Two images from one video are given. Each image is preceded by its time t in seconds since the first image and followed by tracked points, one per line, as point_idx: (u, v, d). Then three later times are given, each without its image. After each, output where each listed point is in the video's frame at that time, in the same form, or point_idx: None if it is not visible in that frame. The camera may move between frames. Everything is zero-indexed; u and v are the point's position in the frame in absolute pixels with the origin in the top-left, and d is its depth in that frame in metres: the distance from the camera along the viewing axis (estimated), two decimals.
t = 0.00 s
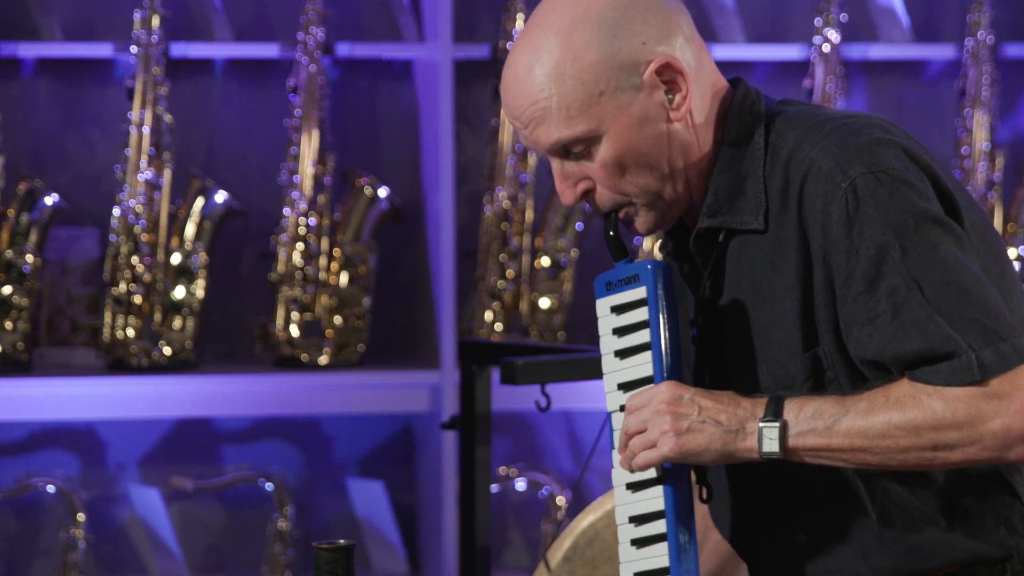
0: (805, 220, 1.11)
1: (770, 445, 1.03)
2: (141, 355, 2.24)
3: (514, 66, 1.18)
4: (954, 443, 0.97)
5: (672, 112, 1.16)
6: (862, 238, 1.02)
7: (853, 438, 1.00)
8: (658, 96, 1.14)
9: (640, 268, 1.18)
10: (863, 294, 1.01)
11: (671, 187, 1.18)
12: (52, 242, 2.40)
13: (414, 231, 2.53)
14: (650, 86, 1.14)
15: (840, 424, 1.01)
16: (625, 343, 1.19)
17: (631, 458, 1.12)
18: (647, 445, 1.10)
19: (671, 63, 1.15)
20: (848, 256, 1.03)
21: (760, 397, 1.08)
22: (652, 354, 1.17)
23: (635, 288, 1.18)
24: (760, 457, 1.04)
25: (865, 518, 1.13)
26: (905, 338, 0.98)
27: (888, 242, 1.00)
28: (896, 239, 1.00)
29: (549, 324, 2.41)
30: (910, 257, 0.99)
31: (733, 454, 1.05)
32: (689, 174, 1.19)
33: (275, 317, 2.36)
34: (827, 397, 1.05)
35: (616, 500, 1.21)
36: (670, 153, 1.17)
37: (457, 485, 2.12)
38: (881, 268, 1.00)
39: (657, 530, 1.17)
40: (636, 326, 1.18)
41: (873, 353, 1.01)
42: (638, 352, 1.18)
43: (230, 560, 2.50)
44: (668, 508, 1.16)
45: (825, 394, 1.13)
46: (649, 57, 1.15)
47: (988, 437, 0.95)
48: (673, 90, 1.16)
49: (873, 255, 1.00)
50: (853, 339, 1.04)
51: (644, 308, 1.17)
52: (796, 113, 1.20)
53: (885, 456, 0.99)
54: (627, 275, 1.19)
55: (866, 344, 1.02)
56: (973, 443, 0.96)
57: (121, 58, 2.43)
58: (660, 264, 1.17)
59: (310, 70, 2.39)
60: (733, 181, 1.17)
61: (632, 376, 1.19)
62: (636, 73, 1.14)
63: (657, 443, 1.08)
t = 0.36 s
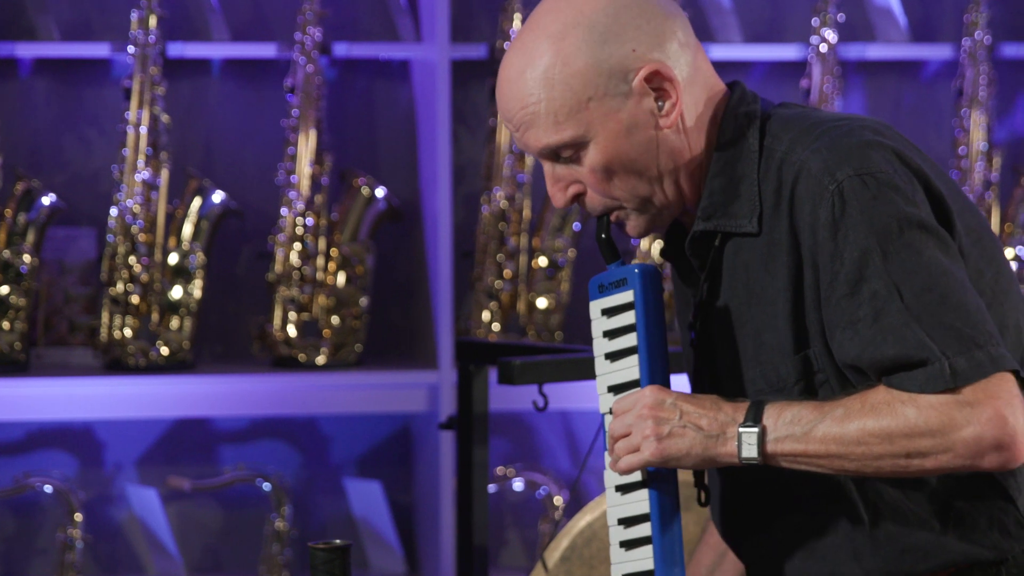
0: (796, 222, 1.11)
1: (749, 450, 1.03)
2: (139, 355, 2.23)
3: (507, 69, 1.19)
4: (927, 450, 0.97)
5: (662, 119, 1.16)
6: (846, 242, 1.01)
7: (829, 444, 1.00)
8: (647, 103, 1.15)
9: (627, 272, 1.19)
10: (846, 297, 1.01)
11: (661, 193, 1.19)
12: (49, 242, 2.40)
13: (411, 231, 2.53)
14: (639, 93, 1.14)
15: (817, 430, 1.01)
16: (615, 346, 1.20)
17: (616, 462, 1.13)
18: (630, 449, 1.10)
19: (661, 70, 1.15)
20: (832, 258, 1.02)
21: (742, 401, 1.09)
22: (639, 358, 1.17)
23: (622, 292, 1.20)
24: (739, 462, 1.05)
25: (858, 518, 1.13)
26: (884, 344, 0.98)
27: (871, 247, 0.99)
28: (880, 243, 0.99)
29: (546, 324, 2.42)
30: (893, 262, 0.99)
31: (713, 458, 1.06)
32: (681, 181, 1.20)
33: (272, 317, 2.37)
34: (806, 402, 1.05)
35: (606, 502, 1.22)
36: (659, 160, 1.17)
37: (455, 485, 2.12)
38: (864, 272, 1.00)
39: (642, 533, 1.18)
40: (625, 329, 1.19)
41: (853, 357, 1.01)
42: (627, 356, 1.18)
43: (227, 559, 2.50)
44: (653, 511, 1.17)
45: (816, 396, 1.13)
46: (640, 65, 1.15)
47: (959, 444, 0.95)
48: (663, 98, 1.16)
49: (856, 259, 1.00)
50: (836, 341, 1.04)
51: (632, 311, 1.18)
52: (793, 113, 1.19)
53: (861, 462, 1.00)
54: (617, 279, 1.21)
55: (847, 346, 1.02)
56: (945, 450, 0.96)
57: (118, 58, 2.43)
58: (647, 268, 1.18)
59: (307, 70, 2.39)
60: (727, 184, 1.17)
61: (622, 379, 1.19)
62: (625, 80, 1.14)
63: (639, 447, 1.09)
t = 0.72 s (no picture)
0: (780, 221, 1.14)
1: (735, 448, 1.06)
2: (138, 355, 2.22)
3: (493, 69, 1.21)
4: (913, 448, 0.98)
5: (646, 119, 1.19)
6: (831, 240, 1.04)
7: (815, 442, 1.02)
8: (631, 103, 1.17)
9: (612, 271, 1.21)
10: (831, 295, 1.04)
11: (644, 193, 1.22)
12: (48, 242, 2.40)
13: (410, 232, 2.53)
14: (623, 94, 1.17)
15: (803, 428, 1.03)
16: (598, 345, 1.22)
17: (601, 461, 1.15)
18: (616, 448, 1.13)
19: (646, 71, 1.18)
20: (818, 257, 1.05)
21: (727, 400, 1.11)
22: (623, 356, 1.20)
23: (605, 291, 1.22)
24: (726, 461, 1.07)
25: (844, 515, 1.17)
26: (869, 343, 1.00)
27: (856, 245, 1.02)
28: (864, 241, 1.02)
29: (545, 324, 2.42)
30: (877, 259, 1.01)
31: (699, 456, 1.08)
32: (664, 181, 1.22)
33: (271, 318, 2.36)
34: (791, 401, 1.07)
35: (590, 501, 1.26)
36: (643, 160, 1.19)
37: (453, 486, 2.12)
38: (849, 270, 1.02)
39: (627, 531, 1.22)
40: (609, 328, 1.21)
41: (838, 355, 1.03)
42: (610, 354, 1.21)
43: (225, 560, 2.50)
44: (639, 510, 1.21)
45: (802, 395, 1.16)
46: (625, 65, 1.18)
47: (945, 442, 0.97)
48: (648, 98, 1.19)
49: (841, 258, 1.03)
50: (820, 340, 1.06)
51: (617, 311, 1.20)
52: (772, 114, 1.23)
53: (847, 460, 1.02)
54: (600, 278, 1.23)
55: (833, 344, 1.04)
56: (931, 448, 0.98)
57: (116, 58, 2.44)
58: (631, 268, 1.21)
59: (306, 70, 2.39)
60: (711, 183, 1.20)
61: (606, 378, 1.21)
62: (610, 81, 1.17)
63: (625, 446, 1.12)
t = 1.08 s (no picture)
0: (755, 219, 1.20)
1: (715, 444, 1.10)
2: (133, 356, 2.23)
3: (468, 67, 1.23)
4: (894, 443, 1.04)
5: (621, 118, 1.22)
6: (811, 237, 1.10)
7: (797, 437, 1.08)
8: (606, 102, 1.21)
9: (587, 269, 1.25)
10: (811, 292, 1.09)
11: (617, 189, 1.25)
12: (44, 243, 2.40)
13: (406, 232, 2.53)
14: (598, 92, 1.21)
15: (784, 424, 1.09)
16: (573, 342, 1.26)
17: (578, 457, 1.19)
18: (594, 444, 1.17)
19: (620, 70, 1.22)
20: (798, 254, 1.11)
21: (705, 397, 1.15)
22: (599, 354, 1.23)
23: (579, 289, 1.25)
24: (704, 456, 1.12)
25: (821, 513, 1.26)
26: (850, 338, 1.06)
27: (835, 241, 1.08)
28: (842, 238, 1.08)
29: (542, 324, 2.40)
30: (855, 256, 1.07)
31: (678, 452, 1.12)
32: (636, 177, 1.27)
33: (267, 318, 2.36)
34: (771, 397, 1.12)
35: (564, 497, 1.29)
36: (616, 157, 1.23)
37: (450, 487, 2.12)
38: (828, 268, 1.08)
39: (604, 527, 1.26)
40: (583, 326, 1.25)
41: (818, 350, 1.09)
42: (586, 352, 1.24)
43: (221, 559, 2.50)
44: (615, 506, 1.25)
45: (776, 389, 1.22)
46: (600, 64, 1.22)
47: (926, 437, 1.03)
48: (621, 97, 1.22)
49: (820, 254, 1.08)
50: (799, 336, 1.12)
51: (592, 309, 1.24)
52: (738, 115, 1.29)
53: (827, 454, 1.07)
54: (574, 276, 1.26)
55: (813, 339, 1.09)
56: (912, 442, 1.04)
57: (113, 58, 2.44)
58: (607, 267, 1.24)
59: (302, 70, 2.39)
60: (683, 182, 1.26)
61: (580, 375, 1.25)
62: (585, 79, 1.21)
63: (603, 442, 1.16)
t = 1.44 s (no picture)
0: (737, 218, 1.21)
1: (702, 440, 1.11)
2: (131, 356, 2.24)
3: (448, 66, 1.21)
4: (885, 437, 1.06)
5: (602, 117, 1.23)
6: (797, 235, 1.11)
7: (786, 433, 1.09)
8: (589, 101, 1.21)
9: (569, 268, 1.24)
10: (798, 290, 1.10)
11: (597, 189, 1.25)
12: (41, 243, 2.40)
13: (403, 232, 2.53)
14: (582, 92, 1.21)
15: (772, 420, 1.10)
16: (554, 341, 1.24)
17: (563, 454, 1.18)
18: (580, 441, 1.16)
19: (602, 71, 1.22)
20: (784, 252, 1.12)
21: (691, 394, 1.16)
22: (582, 353, 1.22)
23: (563, 287, 1.24)
24: (692, 452, 1.12)
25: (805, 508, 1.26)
26: (840, 334, 1.07)
27: (822, 239, 1.09)
28: (829, 236, 1.09)
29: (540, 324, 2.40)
30: (842, 253, 1.08)
31: (666, 449, 1.12)
32: (616, 177, 1.27)
33: (265, 318, 2.37)
34: (758, 393, 1.13)
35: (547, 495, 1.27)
36: (597, 156, 1.23)
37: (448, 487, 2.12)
38: (815, 265, 1.09)
39: (590, 524, 1.24)
40: (566, 325, 1.23)
41: (806, 348, 1.10)
42: (568, 351, 1.23)
43: (219, 560, 2.50)
44: (602, 503, 1.23)
45: (758, 387, 1.22)
46: (582, 64, 1.22)
47: (917, 431, 1.05)
48: (603, 97, 1.23)
49: (807, 252, 1.09)
50: (786, 333, 1.13)
51: (575, 308, 1.23)
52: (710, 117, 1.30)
53: (815, 449, 1.08)
54: (556, 275, 1.25)
55: (801, 337, 1.10)
56: (901, 437, 1.05)
57: (110, 59, 2.44)
58: (590, 267, 1.24)
59: (300, 71, 2.39)
60: (661, 182, 1.26)
61: (562, 374, 1.24)
62: (569, 79, 1.20)
63: (589, 439, 1.15)
